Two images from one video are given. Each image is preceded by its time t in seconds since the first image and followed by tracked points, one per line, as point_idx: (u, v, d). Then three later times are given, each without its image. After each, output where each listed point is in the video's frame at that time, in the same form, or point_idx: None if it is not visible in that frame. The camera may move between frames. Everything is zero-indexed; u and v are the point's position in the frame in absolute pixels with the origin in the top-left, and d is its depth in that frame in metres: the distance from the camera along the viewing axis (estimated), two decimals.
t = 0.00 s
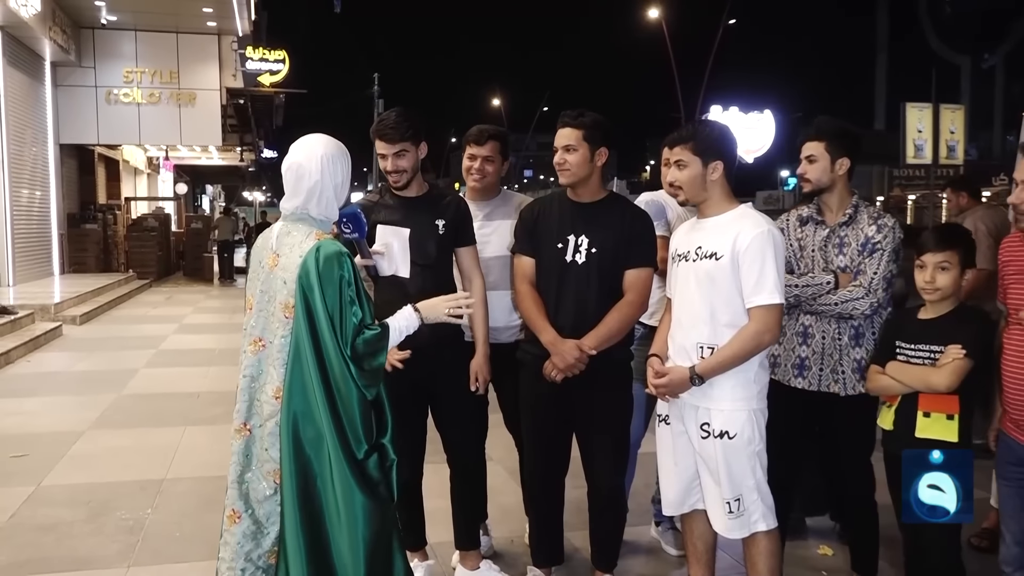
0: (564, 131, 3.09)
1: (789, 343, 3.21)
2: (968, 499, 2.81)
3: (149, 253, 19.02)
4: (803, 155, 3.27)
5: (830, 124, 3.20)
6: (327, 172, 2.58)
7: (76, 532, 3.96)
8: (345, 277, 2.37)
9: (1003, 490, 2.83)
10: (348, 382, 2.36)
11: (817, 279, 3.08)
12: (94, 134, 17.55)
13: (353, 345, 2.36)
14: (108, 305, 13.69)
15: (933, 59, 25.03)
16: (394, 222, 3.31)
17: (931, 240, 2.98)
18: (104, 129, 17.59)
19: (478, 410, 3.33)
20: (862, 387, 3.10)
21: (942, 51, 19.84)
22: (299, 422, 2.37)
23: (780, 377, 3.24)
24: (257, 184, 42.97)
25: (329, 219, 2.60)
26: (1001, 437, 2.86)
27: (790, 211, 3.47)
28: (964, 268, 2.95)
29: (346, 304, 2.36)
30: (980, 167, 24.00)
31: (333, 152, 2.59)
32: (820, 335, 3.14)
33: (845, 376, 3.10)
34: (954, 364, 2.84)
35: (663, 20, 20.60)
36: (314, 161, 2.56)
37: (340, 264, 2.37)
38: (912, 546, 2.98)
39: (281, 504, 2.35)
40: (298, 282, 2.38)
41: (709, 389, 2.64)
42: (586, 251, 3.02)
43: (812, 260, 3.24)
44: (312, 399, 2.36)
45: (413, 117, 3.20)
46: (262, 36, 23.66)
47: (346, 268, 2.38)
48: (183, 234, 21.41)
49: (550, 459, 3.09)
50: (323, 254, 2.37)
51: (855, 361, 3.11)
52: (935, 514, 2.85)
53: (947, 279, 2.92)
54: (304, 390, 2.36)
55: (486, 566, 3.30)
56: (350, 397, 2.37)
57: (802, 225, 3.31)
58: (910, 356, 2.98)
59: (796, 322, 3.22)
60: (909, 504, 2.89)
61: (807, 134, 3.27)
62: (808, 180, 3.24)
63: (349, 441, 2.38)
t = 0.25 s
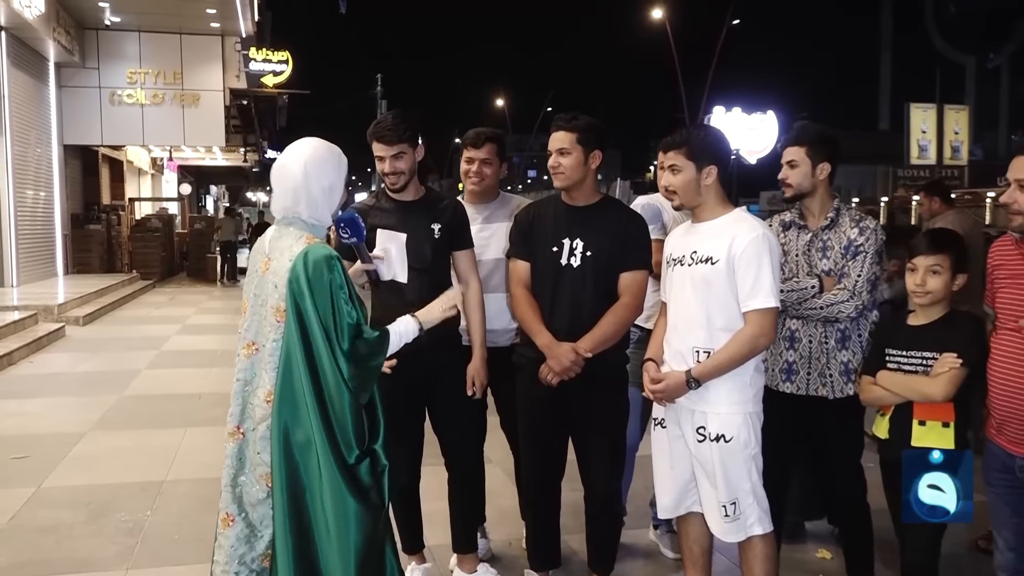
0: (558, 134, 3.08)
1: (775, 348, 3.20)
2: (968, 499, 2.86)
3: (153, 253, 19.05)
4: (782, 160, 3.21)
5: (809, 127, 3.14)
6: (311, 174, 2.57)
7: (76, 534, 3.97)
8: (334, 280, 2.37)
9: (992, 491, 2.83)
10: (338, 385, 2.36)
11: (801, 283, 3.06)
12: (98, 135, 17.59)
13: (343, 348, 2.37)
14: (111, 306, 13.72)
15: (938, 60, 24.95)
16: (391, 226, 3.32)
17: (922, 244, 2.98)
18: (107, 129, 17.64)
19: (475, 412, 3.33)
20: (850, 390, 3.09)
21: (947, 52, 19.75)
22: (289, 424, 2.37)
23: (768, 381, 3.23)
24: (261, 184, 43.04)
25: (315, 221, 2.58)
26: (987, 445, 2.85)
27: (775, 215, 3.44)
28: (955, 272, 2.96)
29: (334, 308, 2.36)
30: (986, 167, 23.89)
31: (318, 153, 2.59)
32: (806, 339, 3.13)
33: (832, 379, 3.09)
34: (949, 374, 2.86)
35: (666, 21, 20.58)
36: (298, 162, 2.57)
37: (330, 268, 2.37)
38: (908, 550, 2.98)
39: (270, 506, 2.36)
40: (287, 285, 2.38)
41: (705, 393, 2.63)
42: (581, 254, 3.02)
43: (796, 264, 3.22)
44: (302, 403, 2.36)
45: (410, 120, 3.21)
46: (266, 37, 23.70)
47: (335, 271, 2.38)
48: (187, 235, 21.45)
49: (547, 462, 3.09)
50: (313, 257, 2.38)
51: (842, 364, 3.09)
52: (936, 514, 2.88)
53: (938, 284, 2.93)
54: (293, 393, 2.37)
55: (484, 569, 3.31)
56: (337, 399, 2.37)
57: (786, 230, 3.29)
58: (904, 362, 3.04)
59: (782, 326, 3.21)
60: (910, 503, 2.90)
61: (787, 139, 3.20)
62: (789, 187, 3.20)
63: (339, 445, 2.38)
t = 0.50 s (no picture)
0: (551, 132, 3.03)
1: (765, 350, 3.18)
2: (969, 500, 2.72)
3: (155, 254, 19.07)
4: (768, 160, 3.17)
5: (797, 129, 3.11)
6: (270, 173, 2.51)
7: (70, 535, 3.95)
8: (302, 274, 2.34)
9: (992, 496, 2.80)
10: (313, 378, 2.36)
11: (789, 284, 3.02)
12: (100, 136, 17.62)
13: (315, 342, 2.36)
14: (112, 306, 13.73)
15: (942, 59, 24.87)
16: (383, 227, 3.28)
17: (910, 243, 2.93)
18: (109, 130, 17.66)
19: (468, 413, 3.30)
20: (840, 390, 3.07)
21: (951, 51, 19.66)
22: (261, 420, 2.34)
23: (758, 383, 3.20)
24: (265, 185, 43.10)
25: (282, 218, 2.50)
26: (988, 449, 2.82)
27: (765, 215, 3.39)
28: (943, 272, 2.89)
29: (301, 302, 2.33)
30: (990, 167, 23.80)
31: (274, 151, 2.52)
32: (795, 340, 3.11)
33: (821, 380, 3.06)
34: (937, 395, 2.72)
35: (669, 21, 20.53)
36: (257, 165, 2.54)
37: (297, 262, 2.35)
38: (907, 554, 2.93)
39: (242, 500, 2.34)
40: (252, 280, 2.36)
41: (700, 395, 2.60)
42: (573, 254, 2.99)
43: (783, 265, 3.17)
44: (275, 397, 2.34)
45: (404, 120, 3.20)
46: (269, 36, 23.68)
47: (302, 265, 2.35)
48: (189, 235, 21.47)
49: (540, 464, 3.06)
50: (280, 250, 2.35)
51: (831, 365, 3.07)
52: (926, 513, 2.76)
53: (925, 283, 2.86)
54: (263, 388, 2.33)
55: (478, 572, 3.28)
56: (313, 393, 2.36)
57: (773, 230, 3.24)
58: (889, 367, 2.94)
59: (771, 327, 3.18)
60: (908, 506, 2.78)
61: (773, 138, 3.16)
62: (773, 187, 3.16)
63: (314, 438, 2.37)
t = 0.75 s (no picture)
0: (543, 130, 2.94)
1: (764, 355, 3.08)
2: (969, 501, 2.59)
3: (155, 254, 19.02)
4: (761, 160, 3.10)
5: (789, 127, 3.04)
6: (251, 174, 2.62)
7: (55, 541, 3.88)
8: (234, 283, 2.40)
9: (1002, 507, 2.73)
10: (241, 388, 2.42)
11: (788, 286, 2.93)
12: (100, 136, 17.58)
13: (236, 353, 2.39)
14: (111, 306, 13.68)
15: (946, 58, 24.73)
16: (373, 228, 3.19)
17: (906, 244, 2.84)
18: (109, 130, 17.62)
19: (460, 419, 3.22)
20: (841, 395, 3.00)
21: (955, 50, 19.54)
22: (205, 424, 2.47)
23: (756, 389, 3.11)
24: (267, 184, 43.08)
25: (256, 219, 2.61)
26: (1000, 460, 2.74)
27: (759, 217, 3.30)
28: (938, 276, 2.79)
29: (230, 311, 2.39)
30: (993, 166, 23.71)
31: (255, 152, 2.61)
32: (795, 344, 3.02)
33: (823, 385, 2.98)
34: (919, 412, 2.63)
35: (672, 20, 20.42)
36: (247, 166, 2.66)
37: (235, 274, 2.42)
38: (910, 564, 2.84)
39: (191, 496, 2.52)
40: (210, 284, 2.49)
41: (698, 401, 2.52)
42: (565, 255, 2.90)
43: (781, 266, 3.07)
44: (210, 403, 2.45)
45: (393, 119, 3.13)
46: (270, 36, 23.62)
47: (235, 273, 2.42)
48: (189, 236, 21.42)
49: (533, 471, 2.98)
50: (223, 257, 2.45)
51: (832, 368, 2.99)
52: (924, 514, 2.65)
53: (916, 287, 2.77)
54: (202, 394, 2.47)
55: None
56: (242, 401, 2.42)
57: (769, 231, 3.15)
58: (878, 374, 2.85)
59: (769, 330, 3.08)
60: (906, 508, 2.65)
61: (765, 137, 3.08)
62: (768, 187, 3.08)
63: (250, 447, 2.43)
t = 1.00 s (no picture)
0: (537, 127, 2.85)
1: (767, 359, 3.00)
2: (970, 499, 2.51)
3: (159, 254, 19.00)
4: (761, 160, 3.02)
5: (790, 125, 2.96)
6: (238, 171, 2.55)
7: (44, 547, 3.82)
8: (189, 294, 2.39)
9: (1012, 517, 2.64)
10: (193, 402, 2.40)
11: (792, 289, 2.84)
12: (103, 136, 17.58)
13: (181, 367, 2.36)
14: (113, 306, 13.64)
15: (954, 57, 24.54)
16: (364, 229, 3.12)
17: (910, 246, 2.76)
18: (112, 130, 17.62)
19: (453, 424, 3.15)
20: (847, 401, 2.91)
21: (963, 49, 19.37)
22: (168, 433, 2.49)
23: (760, 396, 3.01)
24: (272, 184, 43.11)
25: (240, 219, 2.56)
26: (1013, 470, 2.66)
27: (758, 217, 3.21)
28: (938, 283, 2.68)
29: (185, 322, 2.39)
30: (1001, 165, 23.60)
31: (243, 149, 2.54)
32: (799, 348, 2.94)
33: (829, 390, 2.90)
34: (924, 426, 2.55)
35: (677, 19, 20.29)
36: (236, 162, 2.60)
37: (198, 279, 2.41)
38: None
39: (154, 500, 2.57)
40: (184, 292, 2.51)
41: (695, 408, 2.43)
42: (558, 254, 2.82)
43: (784, 268, 2.98)
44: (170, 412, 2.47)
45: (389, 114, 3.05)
46: (274, 36, 23.57)
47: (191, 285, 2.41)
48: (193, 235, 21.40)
49: (527, 478, 2.91)
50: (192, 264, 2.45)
51: (838, 373, 2.91)
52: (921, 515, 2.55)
53: (913, 293, 2.70)
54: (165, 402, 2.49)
55: None
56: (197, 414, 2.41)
57: (769, 232, 3.06)
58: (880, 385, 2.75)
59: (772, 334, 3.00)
60: (906, 509, 2.55)
61: (764, 136, 3.00)
62: (768, 187, 2.99)
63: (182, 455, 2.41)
